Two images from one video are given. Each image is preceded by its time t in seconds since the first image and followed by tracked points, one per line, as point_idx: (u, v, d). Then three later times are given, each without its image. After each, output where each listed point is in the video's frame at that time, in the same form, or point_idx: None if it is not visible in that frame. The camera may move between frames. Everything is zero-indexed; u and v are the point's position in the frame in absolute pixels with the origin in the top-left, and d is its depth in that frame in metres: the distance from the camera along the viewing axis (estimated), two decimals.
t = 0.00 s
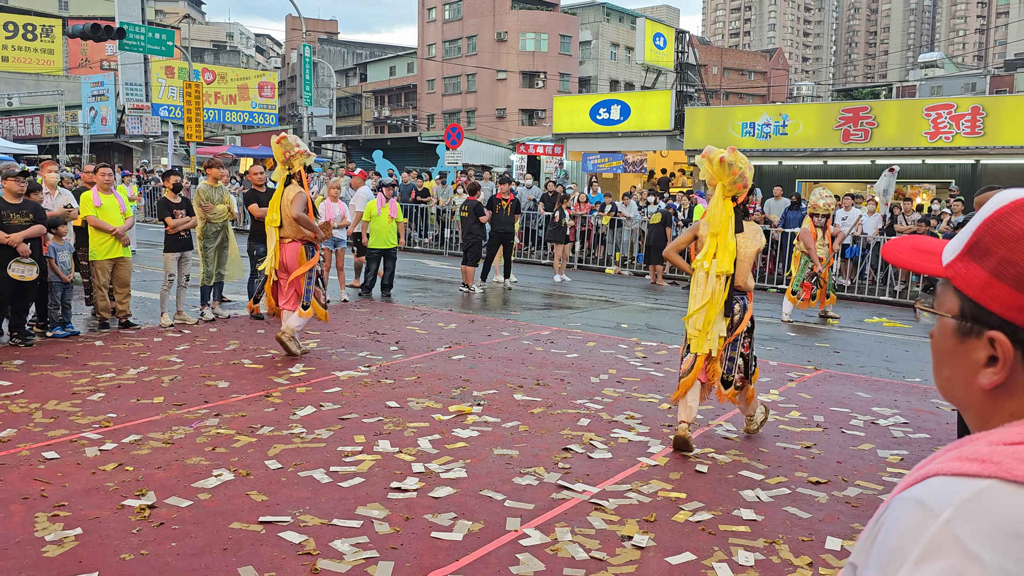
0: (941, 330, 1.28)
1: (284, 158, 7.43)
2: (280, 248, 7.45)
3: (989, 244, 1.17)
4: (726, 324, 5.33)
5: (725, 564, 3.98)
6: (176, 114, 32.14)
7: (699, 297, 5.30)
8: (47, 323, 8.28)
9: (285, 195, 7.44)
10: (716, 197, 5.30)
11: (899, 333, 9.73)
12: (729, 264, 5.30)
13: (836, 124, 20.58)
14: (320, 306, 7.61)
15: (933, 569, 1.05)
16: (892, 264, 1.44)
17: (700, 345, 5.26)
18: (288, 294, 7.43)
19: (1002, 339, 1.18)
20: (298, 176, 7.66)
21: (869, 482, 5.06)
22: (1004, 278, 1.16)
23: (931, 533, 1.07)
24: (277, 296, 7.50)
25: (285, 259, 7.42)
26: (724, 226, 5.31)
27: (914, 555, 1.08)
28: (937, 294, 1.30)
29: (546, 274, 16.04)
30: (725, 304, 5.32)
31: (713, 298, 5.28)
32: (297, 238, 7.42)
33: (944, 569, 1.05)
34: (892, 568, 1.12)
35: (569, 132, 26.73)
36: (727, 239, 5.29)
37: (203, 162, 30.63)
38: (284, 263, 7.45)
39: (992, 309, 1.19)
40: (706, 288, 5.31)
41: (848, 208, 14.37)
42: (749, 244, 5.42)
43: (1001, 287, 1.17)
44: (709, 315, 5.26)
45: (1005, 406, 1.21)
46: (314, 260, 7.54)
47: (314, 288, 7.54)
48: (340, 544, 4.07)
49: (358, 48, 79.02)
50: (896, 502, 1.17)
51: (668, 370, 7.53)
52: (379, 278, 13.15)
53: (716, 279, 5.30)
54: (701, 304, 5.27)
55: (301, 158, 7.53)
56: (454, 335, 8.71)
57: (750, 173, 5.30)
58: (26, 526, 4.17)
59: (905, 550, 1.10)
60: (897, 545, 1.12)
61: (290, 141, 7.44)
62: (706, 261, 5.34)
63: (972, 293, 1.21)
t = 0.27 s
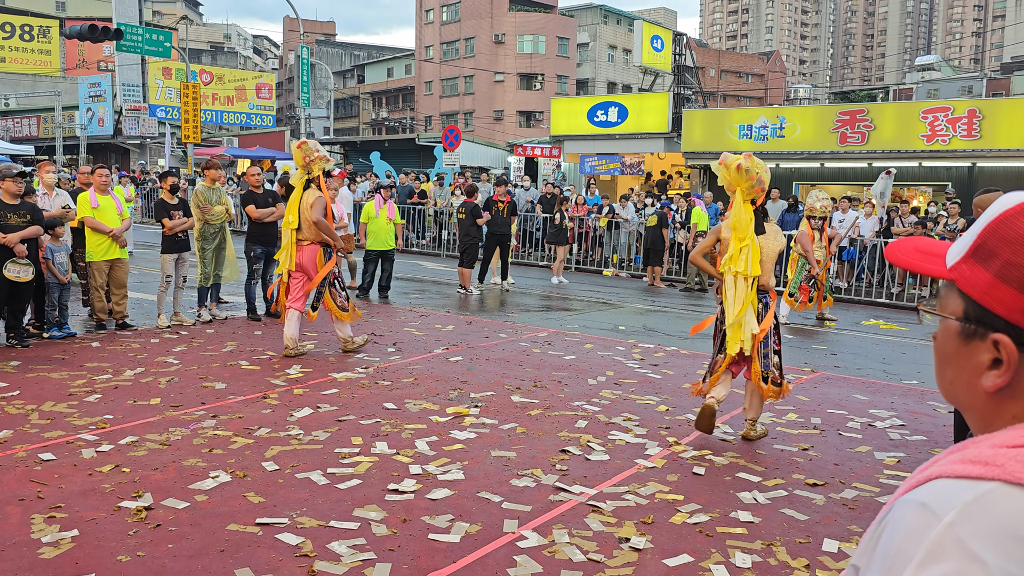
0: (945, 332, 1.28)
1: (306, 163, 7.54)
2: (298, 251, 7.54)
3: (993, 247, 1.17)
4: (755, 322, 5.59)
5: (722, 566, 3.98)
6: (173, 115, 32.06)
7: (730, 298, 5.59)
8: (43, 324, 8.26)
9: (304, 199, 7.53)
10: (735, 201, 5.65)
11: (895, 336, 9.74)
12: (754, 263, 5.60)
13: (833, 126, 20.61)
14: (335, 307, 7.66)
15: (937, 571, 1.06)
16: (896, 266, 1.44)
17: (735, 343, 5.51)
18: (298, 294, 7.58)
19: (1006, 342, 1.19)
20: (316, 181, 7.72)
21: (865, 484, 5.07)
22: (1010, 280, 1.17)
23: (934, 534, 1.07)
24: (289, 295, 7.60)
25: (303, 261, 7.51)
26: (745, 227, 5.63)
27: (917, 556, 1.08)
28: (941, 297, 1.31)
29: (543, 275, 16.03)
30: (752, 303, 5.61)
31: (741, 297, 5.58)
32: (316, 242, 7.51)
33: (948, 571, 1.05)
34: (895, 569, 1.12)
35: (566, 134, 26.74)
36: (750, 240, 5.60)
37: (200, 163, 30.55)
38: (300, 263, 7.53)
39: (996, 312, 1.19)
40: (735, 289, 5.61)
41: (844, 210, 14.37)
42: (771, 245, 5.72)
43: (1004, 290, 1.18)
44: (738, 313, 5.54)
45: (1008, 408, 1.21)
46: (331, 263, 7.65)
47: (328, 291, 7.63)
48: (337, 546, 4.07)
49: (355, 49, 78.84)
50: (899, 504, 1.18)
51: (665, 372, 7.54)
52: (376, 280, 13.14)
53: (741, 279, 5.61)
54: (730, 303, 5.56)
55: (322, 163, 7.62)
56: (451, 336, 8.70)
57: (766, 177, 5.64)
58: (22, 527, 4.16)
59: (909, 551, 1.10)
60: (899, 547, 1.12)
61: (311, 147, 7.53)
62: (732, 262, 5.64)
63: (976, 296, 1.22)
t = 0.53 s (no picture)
0: (954, 331, 1.29)
1: (335, 163, 7.79)
2: (328, 250, 7.74)
3: (1003, 247, 1.17)
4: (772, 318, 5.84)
5: (721, 567, 3.99)
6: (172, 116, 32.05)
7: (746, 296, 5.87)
8: (42, 325, 8.25)
9: (333, 200, 7.74)
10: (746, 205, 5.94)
11: (894, 337, 9.77)
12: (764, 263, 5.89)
13: (832, 127, 20.63)
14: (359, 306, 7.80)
15: (944, 571, 1.07)
16: (904, 265, 1.44)
17: (763, 337, 5.74)
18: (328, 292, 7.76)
19: (1014, 342, 1.20)
20: (341, 182, 7.95)
21: (864, 485, 5.08)
22: (1018, 281, 1.17)
23: (943, 535, 1.08)
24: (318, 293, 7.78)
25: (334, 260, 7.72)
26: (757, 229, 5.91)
27: (925, 557, 1.09)
28: (949, 296, 1.31)
29: (543, 276, 16.05)
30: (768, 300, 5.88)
31: (756, 295, 5.86)
32: (346, 241, 7.73)
33: (956, 572, 1.06)
34: (903, 569, 1.13)
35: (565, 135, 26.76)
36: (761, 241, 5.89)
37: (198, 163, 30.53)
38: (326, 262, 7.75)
39: (1005, 312, 1.20)
40: (750, 288, 5.88)
41: (843, 211, 14.40)
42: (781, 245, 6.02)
43: (1014, 290, 1.18)
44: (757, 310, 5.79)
45: (1014, 409, 1.23)
46: (358, 262, 7.86)
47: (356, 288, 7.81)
48: (336, 547, 4.07)
49: (355, 50, 78.75)
50: (906, 504, 1.19)
51: (664, 373, 7.56)
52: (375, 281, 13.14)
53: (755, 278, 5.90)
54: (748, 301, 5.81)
55: (348, 164, 7.87)
56: (451, 337, 8.70)
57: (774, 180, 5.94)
58: (21, 527, 4.16)
59: (916, 551, 1.11)
60: (907, 547, 1.13)
61: (339, 148, 7.78)
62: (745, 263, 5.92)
63: (986, 296, 1.22)
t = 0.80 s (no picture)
0: (954, 332, 1.29)
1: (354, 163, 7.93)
2: (352, 248, 7.86)
3: (1005, 247, 1.17)
4: (767, 318, 5.90)
5: (718, 568, 3.99)
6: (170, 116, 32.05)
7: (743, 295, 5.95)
8: (39, 326, 8.25)
9: (354, 198, 7.87)
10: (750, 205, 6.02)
11: (891, 337, 9.78)
12: (763, 263, 5.95)
13: (830, 128, 20.65)
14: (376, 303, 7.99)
15: (945, 571, 1.06)
16: (904, 264, 1.44)
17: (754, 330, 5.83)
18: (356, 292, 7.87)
19: (1015, 342, 1.20)
20: (359, 180, 8.10)
21: (861, 485, 5.08)
22: (1021, 281, 1.17)
23: (942, 535, 1.08)
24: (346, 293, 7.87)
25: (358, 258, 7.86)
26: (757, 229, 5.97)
27: (925, 557, 1.09)
28: (949, 296, 1.31)
29: (540, 277, 16.06)
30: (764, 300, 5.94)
31: (753, 294, 5.92)
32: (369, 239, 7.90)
33: (955, 572, 1.06)
34: (902, 569, 1.13)
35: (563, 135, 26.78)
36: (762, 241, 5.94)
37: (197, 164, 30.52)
38: (351, 262, 7.88)
39: (1006, 313, 1.20)
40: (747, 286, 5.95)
41: (840, 212, 14.43)
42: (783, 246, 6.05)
43: (1015, 290, 1.18)
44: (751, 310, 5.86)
45: (1014, 410, 1.23)
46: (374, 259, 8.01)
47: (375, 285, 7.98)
48: (334, 547, 4.06)
49: (353, 51, 78.74)
50: (905, 505, 1.18)
51: (662, 373, 7.56)
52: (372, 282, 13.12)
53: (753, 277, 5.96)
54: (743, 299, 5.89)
55: (366, 163, 8.04)
56: (449, 338, 8.70)
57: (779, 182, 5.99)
58: (18, 528, 4.15)
59: (916, 552, 1.11)
60: (907, 547, 1.13)
61: (359, 147, 7.93)
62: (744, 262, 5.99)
63: (986, 297, 1.22)
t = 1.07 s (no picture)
0: (949, 332, 1.28)
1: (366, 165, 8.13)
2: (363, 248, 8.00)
3: (1002, 246, 1.17)
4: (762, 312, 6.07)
5: (716, 567, 3.98)
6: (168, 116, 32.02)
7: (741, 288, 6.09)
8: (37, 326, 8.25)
9: (366, 200, 8.05)
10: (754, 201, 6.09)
11: (888, 337, 9.78)
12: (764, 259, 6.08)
13: (827, 128, 20.66)
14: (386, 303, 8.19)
15: (941, 571, 1.06)
16: (901, 264, 1.44)
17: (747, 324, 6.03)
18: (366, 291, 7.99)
19: (1010, 343, 1.19)
20: (371, 184, 8.29)
21: (859, 485, 5.08)
22: (1016, 280, 1.17)
23: (938, 536, 1.08)
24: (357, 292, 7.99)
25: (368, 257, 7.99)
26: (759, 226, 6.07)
27: (919, 557, 1.09)
28: (945, 295, 1.31)
29: (538, 276, 16.06)
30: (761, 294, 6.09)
31: (752, 289, 6.06)
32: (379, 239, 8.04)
33: (951, 571, 1.06)
34: (897, 569, 1.12)
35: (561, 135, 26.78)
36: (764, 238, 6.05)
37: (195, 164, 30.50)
38: (363, 262, 7.98)
39: (1002, 313, 1.19)
40: (746, 281, 6.09)
41: (839, 211, 14.44)
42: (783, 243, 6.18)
43: (1011, 290, 1.17)
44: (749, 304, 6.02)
45: (1011, 409, 1.22)
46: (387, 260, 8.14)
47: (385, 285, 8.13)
48: (331, 548, 4.06)
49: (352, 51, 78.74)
50: (901, 504, 1.18)
51: (660, 373, 7.56)
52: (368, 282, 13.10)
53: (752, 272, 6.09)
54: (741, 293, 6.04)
55: (378, 166, 8.22)
56: (447, 338, 8.70)
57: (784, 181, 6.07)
58: (15, 529, 4.14)
59: (911, 551, 1.10)
60: (902, 546, 1.12)
61: (371, 151, 8.14)
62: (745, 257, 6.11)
63: (982, 296, 1.21)
